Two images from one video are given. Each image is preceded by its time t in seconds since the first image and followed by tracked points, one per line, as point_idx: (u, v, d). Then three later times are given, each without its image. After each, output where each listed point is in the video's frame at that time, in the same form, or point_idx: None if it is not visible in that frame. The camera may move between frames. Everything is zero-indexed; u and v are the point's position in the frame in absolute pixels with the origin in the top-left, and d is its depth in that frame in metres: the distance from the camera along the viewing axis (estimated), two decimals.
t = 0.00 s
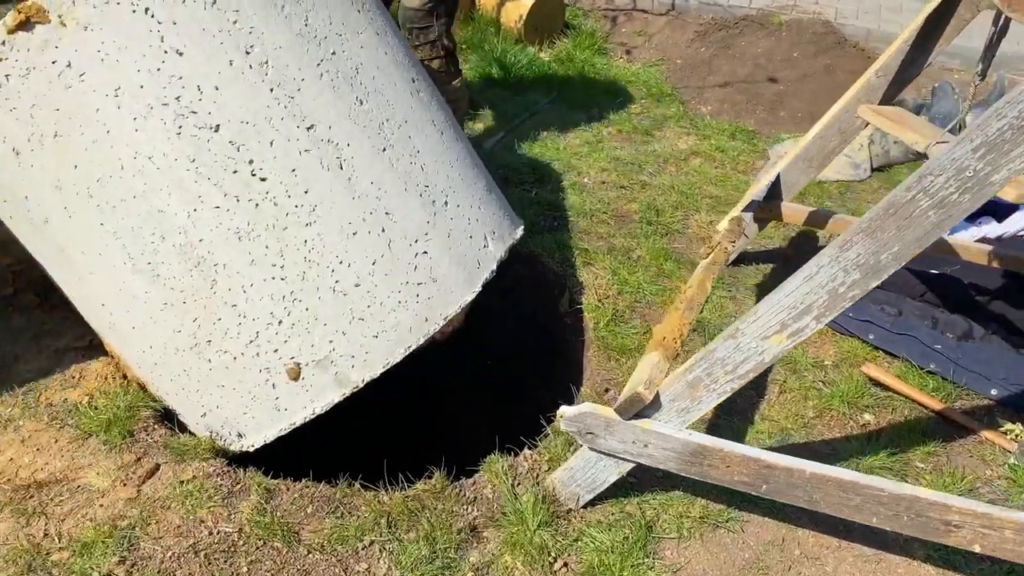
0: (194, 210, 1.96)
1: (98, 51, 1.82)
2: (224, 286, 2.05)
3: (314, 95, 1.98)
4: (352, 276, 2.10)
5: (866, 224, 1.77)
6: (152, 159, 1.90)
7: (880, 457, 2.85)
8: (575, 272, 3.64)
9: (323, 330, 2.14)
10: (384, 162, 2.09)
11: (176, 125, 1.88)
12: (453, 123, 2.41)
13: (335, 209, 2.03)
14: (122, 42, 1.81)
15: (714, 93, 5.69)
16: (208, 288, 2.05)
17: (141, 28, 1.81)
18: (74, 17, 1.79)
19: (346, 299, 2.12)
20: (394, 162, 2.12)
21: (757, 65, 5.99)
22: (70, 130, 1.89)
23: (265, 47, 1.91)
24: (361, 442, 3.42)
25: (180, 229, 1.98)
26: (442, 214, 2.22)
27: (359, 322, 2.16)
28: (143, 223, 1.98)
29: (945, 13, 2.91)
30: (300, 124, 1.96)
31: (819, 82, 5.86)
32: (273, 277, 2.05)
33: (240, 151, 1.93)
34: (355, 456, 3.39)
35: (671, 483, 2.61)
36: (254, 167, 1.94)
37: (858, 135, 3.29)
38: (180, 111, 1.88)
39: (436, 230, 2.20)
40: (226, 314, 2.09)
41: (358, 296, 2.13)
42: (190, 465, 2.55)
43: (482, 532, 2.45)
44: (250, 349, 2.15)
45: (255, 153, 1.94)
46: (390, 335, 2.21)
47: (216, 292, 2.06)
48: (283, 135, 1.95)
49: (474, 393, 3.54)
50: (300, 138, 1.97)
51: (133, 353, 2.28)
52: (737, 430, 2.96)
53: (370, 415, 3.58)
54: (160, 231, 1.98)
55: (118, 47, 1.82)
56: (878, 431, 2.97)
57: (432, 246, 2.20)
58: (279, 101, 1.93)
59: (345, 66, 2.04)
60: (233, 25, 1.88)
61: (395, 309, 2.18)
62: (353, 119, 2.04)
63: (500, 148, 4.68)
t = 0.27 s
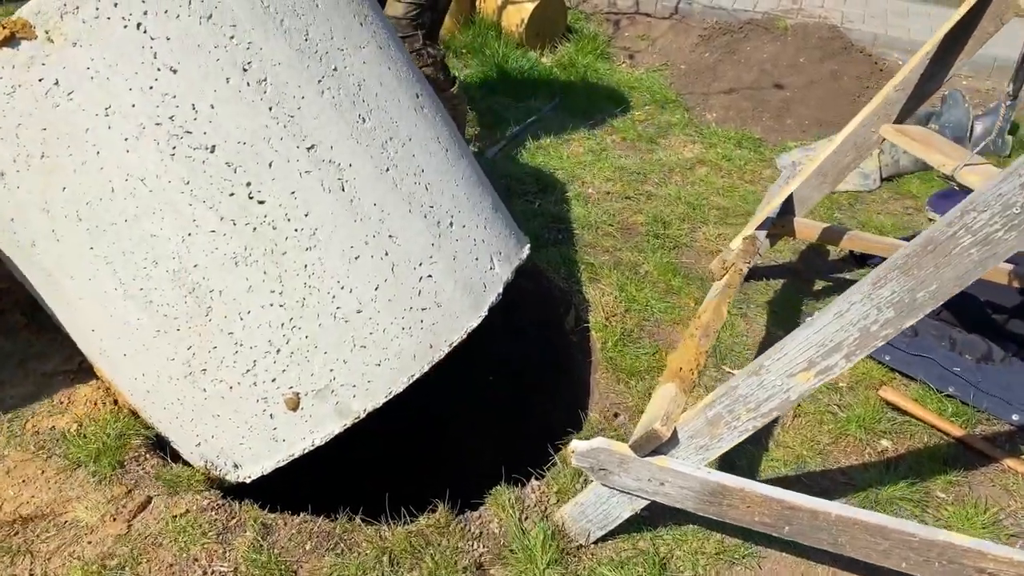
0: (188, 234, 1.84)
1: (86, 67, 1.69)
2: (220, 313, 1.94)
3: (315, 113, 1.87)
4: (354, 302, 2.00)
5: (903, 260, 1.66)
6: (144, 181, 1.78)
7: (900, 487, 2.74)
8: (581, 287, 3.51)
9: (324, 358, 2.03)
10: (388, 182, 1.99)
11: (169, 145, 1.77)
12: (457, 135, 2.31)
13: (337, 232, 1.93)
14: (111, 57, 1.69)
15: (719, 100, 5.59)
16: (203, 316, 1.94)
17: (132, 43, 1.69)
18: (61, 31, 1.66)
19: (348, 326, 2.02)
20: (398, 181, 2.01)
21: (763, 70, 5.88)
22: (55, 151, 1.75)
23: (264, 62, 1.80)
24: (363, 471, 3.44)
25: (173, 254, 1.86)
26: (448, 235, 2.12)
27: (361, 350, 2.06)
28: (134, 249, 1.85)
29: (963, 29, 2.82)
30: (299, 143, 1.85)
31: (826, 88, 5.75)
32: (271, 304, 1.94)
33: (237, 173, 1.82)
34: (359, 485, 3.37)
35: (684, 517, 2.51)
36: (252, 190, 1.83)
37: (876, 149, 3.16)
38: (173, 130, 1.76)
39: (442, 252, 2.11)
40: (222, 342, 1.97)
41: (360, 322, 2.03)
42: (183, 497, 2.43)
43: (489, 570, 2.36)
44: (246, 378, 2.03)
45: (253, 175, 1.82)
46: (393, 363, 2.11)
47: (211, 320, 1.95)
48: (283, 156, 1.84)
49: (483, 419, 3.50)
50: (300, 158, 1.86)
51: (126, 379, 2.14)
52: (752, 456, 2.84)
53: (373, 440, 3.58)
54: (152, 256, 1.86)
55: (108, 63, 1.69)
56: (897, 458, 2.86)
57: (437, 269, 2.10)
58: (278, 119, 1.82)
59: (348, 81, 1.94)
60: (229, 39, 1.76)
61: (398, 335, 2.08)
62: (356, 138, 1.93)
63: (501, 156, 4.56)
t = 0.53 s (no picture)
0: (187, 259, 1.82)
1: (82, 86, 1.68)
2: (220, 341, 1.91)
3: (318, 135, 1.85)
4: (357, 328, 1.98)
5: (934, 284, 1.60)
6: (141, 205, 1.76)
7: (914, 503, 2.68)
8: (584, 298, 3.42)
9: (327, 386, 2.01)
10: (393, 205, 1.98)
11: (168, 168, 1.75)
12: (465, 161, 2.28)
13: (341, 257, 1.91)
14: (110, 77, 1.68)
15: (716, 102, 5.52)
16: (202, 343, 1.91)
17: (130, 61, 1.68)
18: (55, 50, 1.65)
19: (351, 354, 2.00)
20: (403, 205, 2.00)
21: (759, 71, 5.81)
22: (50, 172, 1.74)
23: (266, 82, 1.78)
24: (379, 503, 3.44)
25: (171, 279, 1.83)
26: (452, 258, 2.11)
27: (365, 377, 2.04)
28: (131, 274, 1.83)
29: (974, 38, 2.78)
30: (302, 167, 1.83)
31: (823, 88, 5.68)
32: (273, 331, 1.92)
33: (238, 197, 1.79)
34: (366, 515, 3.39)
35: (696, 539, 2.46)
36: (253, 214, 1.81)
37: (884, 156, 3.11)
38: (172, 153, 1.74)
39: (448, 275, 2.10)
40: (221, 371, 1.94)
41: (364, 349, 2.01)
42: (178, 526, 2.34)
43: None
44: (246, 407, 2.00)
45: (254, 198, 1.80)
46: (397, 391, 2.09)
47: (210, 347, 1.92)
48: (286, 178, 1.82)
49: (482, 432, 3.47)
50: (303, 182, 1.84)
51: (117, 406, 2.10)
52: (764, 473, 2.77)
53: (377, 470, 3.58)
54: (148, 281, 1.83)
55: (104, 83, 1.68)
56: (910, 474, 2.81)
57: (443, 294, 2.09)
58: (281, 141, 1.80)
59: (352, 101, 1.92)
60: (231, 58, 1.74)
61: (403, 363, 2.07)
62: (360, 159, 1.92)
63: (497, 161, 4.47)
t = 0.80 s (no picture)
0: (202, 293, 1.78)
1: (97, 114, 1.62)
2: (233, 377, 1.88)
3: (338, 168, 1.82)
4: (374, 364, 1.97)
5: (971, 302, 1.57)
6: (156, 237, 1.72)
7: (930, 511, 2.66)
8: (587, 305, 3.36)
9: (341, 423, 2.00)
10: (412, 237, 1.97)
11: (184, 200, 1.70)
12: (477, 190, 2.28)
13: (360, 292, 1.89)
14: (126, 104, 1.63)
15: (707, 101, 5.49)
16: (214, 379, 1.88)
17: (148, 89, 1.63)
18: (71, 75, 1.59)
19: (367, 390, 1.99)
20: (421, 237, 1.99)
21: (749, 69, 5.78)
22: (60, 201, 1.69)
23: (288, 111, 1.75)
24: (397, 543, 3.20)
25: (185, 313, 1.80)
26: (468, 291, 2.11)
27: (381, 412, 2.03)
28: (146, 306, 1.79)
29: (975, 45, 2.72)
30: (323, 200, 1.80)
31: (813, 86, 5.65)
32: (289, 367, 1.90)
33: (257, 230, 1.76)
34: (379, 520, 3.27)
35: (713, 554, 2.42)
36: (272, 247, 1.78)
37: (888, 158, 3.07)
38: (189, 184, 1.70)
39: (464, 309, 2.09)
40: (233, 407, 1.91)
41: (380, 386, 2.00)
42: (182, 557, 2.29)
43: None
44: (257, 443, 1.98)
45: (273, 232, 1.77)
46: (412, 428, 2.09)
47: (223, 383, 1.89)
48: (305, 211, 1.79)
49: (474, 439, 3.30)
50: (323, 216, 1.81)
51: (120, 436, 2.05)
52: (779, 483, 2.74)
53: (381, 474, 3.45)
54: (160, 315, 1.80)
55: (120, 110, 1.63)
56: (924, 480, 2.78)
57: (460, 327, 2.09)
58: (303, 173, 1.77)
59: (373, 130, 1.90)
60: (253, 86, 1.71)
61: (417, 399, 2.06)
62: (380, 191, 1.90)
63: (491, 164, 4.40)
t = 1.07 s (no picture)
0: (232, 341, 1.80)
1: (129, 162, 1.61)
2: (260, 425, 1.90)
3: (369, 214, 1.84)
4: (402, 410, 2.00)
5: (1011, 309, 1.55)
6: (187, 286, 1.72)
7: (942, 510, 2.65)
8: (589, 308, 3.30)
9: (368, 469, 2.02)
10: (438, 280, 2.00)
11: (217, 248, 1.71)
12: (496, 230, 2.32)
13: (389, 338, 1.92)
14: (159, 152, 1.62)
15: (694, 95, 5.45)
16: (241, 426, 1.89)
17: (181, 135, 1.63)
18: (102, 121, 1.58)
19: (394, 436, 2.01)
20: (447, 280, 2.02)
21: (734, 63, 5.74)
22: (88, 250, 1.68)
23: (320, 156, 1.76)
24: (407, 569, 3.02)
25: (214, 362, 1.81)
26: (491, 333, 2.15)
27: (407, 456, 2.05)
28: (175, 352, 1.79)
29: (971, 49, 2.68)
30: (354, 246, 1.82)
31: (799, 79, 5.63)
32: (317, 414, 1.92)
33: (288, 277, 1.77)
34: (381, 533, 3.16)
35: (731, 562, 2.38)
36: (303, 295, 1.79)
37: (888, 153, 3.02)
38: (221, 232, 1.70)
39: (488, 350, 2.14)
40: (259, 455, 1.93)
41: (406, 431, 2.02)
42: None
43: None
44: (282, 489, 1.99)
45: (305, 279, 1.78)
46: (437, 472, 2.11)
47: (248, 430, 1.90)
48: (337, 258, 1.80)
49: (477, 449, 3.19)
50: (355, 262, 1.83)
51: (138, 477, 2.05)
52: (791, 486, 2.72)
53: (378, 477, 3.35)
54: (188, 363, 1.81)
55: (152, 156, 1.62)
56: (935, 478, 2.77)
57: (483, 370, 2.13)
58: (336, 219, 1.79)
59: (400, 171, 1.92)
60: (287, 131, 1.71)
61: (441, 443, 2.09)
62: (409, 234, 1.92)
63: (482, 166, 4.34)
